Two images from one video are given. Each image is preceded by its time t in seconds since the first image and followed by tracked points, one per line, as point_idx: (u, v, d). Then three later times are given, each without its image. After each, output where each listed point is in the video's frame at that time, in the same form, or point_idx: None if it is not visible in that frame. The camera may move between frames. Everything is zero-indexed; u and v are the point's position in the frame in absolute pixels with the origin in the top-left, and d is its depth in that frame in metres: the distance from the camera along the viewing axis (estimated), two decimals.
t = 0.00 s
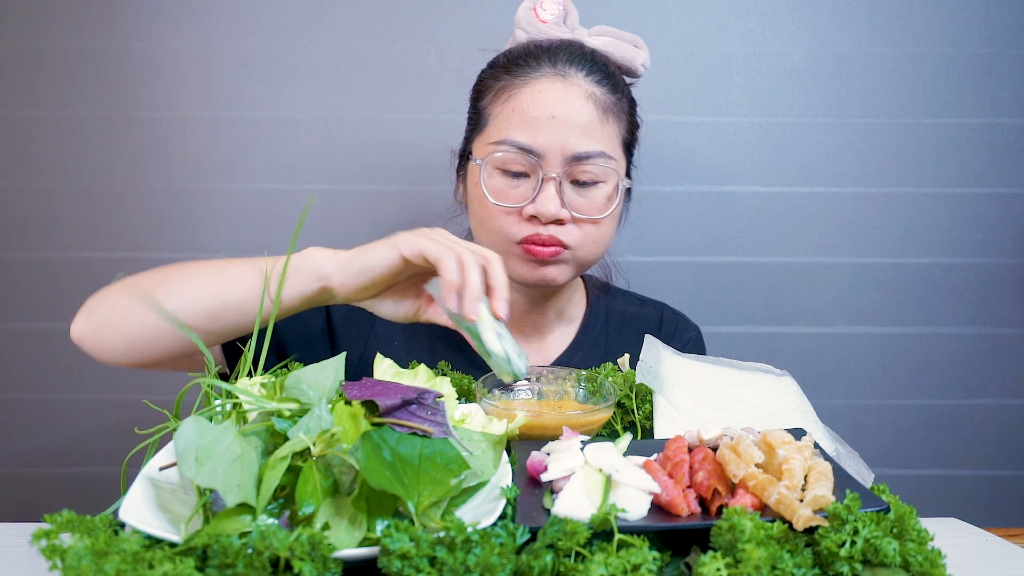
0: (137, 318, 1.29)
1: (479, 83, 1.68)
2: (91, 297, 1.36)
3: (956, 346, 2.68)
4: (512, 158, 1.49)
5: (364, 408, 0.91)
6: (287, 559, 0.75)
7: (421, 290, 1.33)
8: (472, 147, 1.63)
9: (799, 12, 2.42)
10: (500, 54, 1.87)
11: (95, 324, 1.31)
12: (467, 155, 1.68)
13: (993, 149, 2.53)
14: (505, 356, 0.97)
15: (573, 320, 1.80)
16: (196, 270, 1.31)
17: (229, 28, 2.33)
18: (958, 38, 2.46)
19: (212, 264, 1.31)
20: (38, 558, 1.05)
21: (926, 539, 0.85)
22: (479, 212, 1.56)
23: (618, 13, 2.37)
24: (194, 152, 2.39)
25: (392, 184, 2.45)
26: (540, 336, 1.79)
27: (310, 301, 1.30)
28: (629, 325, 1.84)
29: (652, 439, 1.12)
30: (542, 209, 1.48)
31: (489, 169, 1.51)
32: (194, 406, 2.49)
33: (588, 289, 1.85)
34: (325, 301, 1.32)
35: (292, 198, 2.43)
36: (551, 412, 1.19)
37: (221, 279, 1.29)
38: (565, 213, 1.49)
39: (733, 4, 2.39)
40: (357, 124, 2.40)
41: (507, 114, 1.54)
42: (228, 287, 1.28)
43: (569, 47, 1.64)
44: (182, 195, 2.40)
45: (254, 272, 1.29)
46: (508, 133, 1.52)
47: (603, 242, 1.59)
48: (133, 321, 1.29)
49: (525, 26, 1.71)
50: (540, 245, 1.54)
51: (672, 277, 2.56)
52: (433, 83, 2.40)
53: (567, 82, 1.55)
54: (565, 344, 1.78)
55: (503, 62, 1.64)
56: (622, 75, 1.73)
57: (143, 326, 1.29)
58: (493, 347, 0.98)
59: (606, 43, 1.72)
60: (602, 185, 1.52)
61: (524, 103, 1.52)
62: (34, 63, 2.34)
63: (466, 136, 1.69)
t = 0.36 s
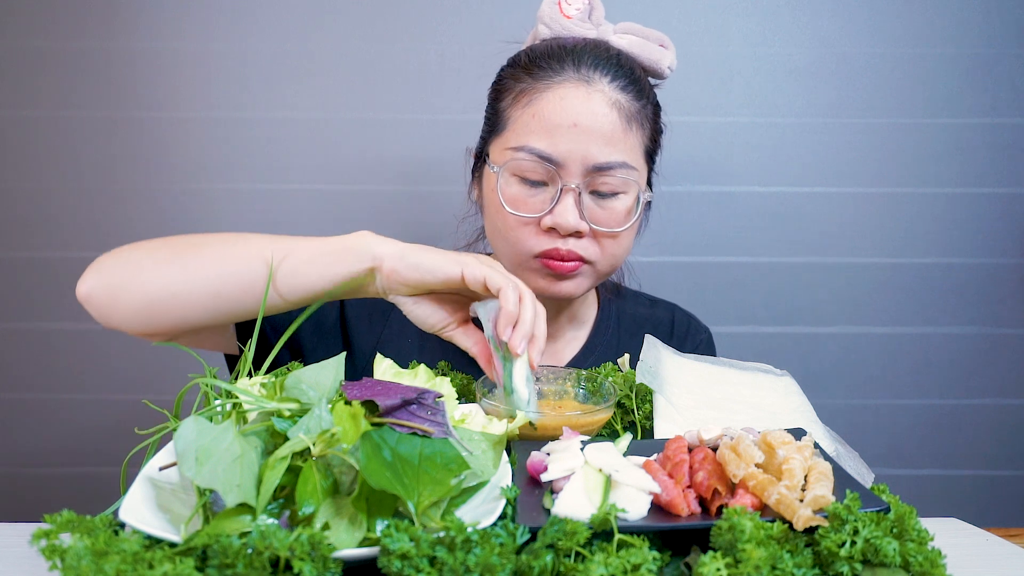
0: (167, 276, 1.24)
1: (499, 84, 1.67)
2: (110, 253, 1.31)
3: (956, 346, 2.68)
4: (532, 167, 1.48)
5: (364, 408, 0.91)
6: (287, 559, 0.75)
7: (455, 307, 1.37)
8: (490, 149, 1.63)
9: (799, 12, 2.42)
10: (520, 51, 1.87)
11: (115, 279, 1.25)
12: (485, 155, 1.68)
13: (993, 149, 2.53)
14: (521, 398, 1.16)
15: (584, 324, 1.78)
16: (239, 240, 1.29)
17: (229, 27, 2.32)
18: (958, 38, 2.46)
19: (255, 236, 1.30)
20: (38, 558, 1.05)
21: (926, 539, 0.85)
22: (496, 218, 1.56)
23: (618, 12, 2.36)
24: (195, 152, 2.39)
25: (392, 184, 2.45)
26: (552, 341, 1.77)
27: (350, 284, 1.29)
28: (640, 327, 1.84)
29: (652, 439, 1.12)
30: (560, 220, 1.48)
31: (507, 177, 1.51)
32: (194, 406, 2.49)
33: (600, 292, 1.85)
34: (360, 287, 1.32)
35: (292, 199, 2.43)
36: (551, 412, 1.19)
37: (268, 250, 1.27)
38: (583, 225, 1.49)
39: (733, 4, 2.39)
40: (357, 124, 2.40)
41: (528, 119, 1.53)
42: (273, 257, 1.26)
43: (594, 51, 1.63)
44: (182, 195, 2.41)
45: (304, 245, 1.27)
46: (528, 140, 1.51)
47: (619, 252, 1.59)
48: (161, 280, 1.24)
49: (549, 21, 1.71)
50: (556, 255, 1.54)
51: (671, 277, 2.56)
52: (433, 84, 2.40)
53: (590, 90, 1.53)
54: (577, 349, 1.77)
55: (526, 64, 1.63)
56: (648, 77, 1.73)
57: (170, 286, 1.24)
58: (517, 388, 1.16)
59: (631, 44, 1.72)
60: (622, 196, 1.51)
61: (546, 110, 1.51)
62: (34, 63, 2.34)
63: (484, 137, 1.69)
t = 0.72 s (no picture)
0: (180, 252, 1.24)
1: (502, 85, 1.67)
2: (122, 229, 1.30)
3: (956, 346, 2.68)
4: (533, 171, 1.48)
5: (364, 408, 0.91)
6: (287, 559, 0.75)
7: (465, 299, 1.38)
8: (492, 151, 1.63)
9: (799, 12, 2.42)
10: (524, 52, 1.87)
11: (127, 253, 1.24)
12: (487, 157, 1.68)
13: (993, 149, 2.53)
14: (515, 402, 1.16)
15: (586, 323, 1.78)
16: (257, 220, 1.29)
17: (229, 27, 2.32)
18: (958, 38, 2.46)
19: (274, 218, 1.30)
20: (38, 558, 1.05)
21: (926, 539, 0.85)
22: (497, 221, 1.57)
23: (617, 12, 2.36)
24: (195, 152, 2.39)
25: (392, 184, 2.45)
26: (553, 340, 1.77)
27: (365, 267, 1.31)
28: (641, 327, 1.84)
29: (652, 439, 1.12)
30: (561, 225, 1.48)
31: (509, 180, 1.51)
32: (194, 406, 2.49)
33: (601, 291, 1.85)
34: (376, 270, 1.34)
35: (292, 199, 2.43)
36: (551, 412, 1.19)
37: (285, 229, 1.27)
38: (584, 229, 1.49)
39: (733, 4, 2.39)
40: (357, 124, 2.40)
41: (530, 122, 1.53)
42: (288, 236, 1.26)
43: (598, 54, 1.63)
44: (182, 195, 2.41)
45: (324, 225, 1.29)
46: (529, 143, 1.51)
47: (620, 257, 1.59)
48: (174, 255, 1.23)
49: (555, 22, 1.71)
50: (556, 258, 1.54)
51: (671, 277, 2.56)
52: (433, 83, 2.40)
53: (593, 93, 1.53)
54: (578, 348, 1.77)
55: (530, 66, 1.63)
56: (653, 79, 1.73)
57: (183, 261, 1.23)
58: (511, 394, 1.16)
59: (636, 46, 1.72)
60: (623, 202, 1.51)
61: (548, 114, 1.51)
62: (34, 63, 2.34)
63: (487, 138, 1.69)
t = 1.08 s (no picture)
0: (175, 256, 1.22)
1: (502, 86, 1.67)
2: (121, 234, 1.29)
3: (956, 346, 2.68)
4: (533, 171, 1.48)
5: (364, 408, 0.91)
6: (287, 559, 0.75)
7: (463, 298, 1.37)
8: (492, 151, 1.63)
9: (799, 12, 2.42)
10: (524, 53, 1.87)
11: (124, 258, 1.24)
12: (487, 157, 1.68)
13: (993, 149, 2.53)
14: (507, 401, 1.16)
15: (585, 322, 1.78)
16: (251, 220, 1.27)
17: (229, 27, 2.32)
18: (958, 38, 2.46)
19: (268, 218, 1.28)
20: (38, 558, 1.05)
21: (926, 539, 0.85)
22: (496, 221, 1.56)
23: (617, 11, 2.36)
24: (195, 152, 2.39)
25: (392, 184, 2.45)
26: (553, 340, 1.77)
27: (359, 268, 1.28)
28: (641, 326, 1.84)
29: (652, 439, 1.12)
30: (560, 225, 1.48)
31: (508, 179, 1.51)
32: (194, 407, 2.50)
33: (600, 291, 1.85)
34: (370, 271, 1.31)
35: (292, 199, 2.43)
36: (551, 412, 1.19)
37: (278, 230, 1.25)
38: (583, 229, 1.49)
39: (733, 4, 2.39)
40: (357, 125, 2.40)
41: (530, 123, 1.53)
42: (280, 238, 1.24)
43: (597, 54, 1.63)
44: (182, 195, 2.41)
45: (314, 227, 1.26)
46: (529, 143, 1.51)
47: (619, 257, 1.59)
48: (169, 259, 1.23)
49: (556, 23, 1.71)
50: (555, 259, 1.54)
51: (671, 277, 2.56)
52: (433, 83, 2.40)
53: (593, 94, 1.53)
54: (577, 348, 1.77)
55: (529, 66, 1.63)
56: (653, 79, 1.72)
57: (179, 266, 1.22)
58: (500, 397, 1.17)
59: (637, 47, 1.71)
60: (622, 202, 1.51)
61: (548, 114, 1.51)
62: (34, 63, 2.34)
63: (487, 138, 1.69)
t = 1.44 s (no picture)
0: (146, 289, 1.19)
1: (499, 85, 1.67)
2: (110, 261, 1.29)
3: (956, 346, 2.68)
4: (529, 169, 1.48)
5: (364, 408, 0.91)
6: (287, 559, 0.75)
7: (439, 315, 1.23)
8: (490, 150, 1.63)
9: (799, 12, 2.42)
10: (521, 53, 1.87)
11: (104, 289, 1.22)
12: (485, 156, 1.68)
13: (993, 149, 2.53)
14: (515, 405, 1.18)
15: (584, 321, 1.79)
16: (219, 250, 1.21)
17: (229, 27, 2.32)
18: (958, 38, 2.46)
19: (239, 246, 1.22)
20: (38, 558, 1.05)
21: (926, 539, 0.85)
22: (494, 220, 1.57)
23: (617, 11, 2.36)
24: (195, 152, 2.39)
25: (392, 184, 2.45)
26: (552, 340, 1.77)
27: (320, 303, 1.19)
28: (639, 325, 1.84)
29: (652, 439, 1.12)
30: (557, 222, 1.48)
31: (505, 178, 1.51)
32: (194, 407, 2.50)
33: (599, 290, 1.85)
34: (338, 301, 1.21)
35: (292, 199, 2.43)
36: (551, 412, 1.19)
37: (240, 263, 1.18)
38: (580, 226, 1.49)
39: (733, 4, 2.39)
40: (357, 124, 2.40)
41: (527, 121, 1.53)
42: (240, 273, 1.17)
43: (593, 52, 1.63)
44: (183, 195, 2.41)
45: (271, 263, 1.17)
46: (526, 141, 1.51)
47: (617, 255, 1.59)
48: (141, 291, 1.19)
49: (552, 22, 1.71)
50: (553, 257, 1.54)
51: (671, 277, 2.56)
52: (433, 83, 2.40)
53: (589, 92, 1.54)
54: (575, 347, 1.77)
55: (525, 65, 1.64)
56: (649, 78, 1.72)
57: (148, 299, 1.19)
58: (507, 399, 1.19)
59: (633, 46, 1.71)
60: (619, 199, 1.51)
61: (545, 112, 1.51)
62: (34, 63, 2.34)
63: (485, 138, 1.69)
